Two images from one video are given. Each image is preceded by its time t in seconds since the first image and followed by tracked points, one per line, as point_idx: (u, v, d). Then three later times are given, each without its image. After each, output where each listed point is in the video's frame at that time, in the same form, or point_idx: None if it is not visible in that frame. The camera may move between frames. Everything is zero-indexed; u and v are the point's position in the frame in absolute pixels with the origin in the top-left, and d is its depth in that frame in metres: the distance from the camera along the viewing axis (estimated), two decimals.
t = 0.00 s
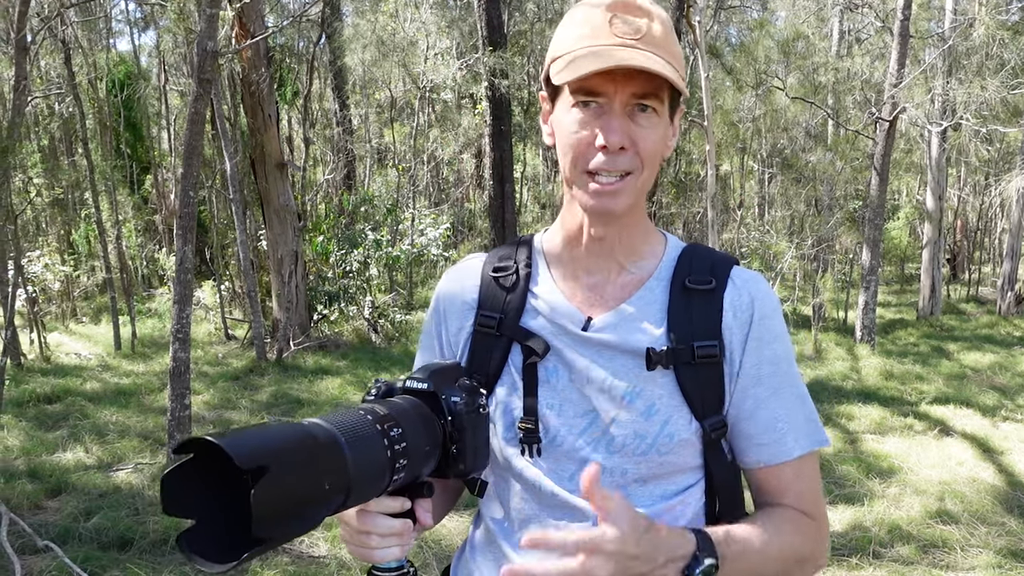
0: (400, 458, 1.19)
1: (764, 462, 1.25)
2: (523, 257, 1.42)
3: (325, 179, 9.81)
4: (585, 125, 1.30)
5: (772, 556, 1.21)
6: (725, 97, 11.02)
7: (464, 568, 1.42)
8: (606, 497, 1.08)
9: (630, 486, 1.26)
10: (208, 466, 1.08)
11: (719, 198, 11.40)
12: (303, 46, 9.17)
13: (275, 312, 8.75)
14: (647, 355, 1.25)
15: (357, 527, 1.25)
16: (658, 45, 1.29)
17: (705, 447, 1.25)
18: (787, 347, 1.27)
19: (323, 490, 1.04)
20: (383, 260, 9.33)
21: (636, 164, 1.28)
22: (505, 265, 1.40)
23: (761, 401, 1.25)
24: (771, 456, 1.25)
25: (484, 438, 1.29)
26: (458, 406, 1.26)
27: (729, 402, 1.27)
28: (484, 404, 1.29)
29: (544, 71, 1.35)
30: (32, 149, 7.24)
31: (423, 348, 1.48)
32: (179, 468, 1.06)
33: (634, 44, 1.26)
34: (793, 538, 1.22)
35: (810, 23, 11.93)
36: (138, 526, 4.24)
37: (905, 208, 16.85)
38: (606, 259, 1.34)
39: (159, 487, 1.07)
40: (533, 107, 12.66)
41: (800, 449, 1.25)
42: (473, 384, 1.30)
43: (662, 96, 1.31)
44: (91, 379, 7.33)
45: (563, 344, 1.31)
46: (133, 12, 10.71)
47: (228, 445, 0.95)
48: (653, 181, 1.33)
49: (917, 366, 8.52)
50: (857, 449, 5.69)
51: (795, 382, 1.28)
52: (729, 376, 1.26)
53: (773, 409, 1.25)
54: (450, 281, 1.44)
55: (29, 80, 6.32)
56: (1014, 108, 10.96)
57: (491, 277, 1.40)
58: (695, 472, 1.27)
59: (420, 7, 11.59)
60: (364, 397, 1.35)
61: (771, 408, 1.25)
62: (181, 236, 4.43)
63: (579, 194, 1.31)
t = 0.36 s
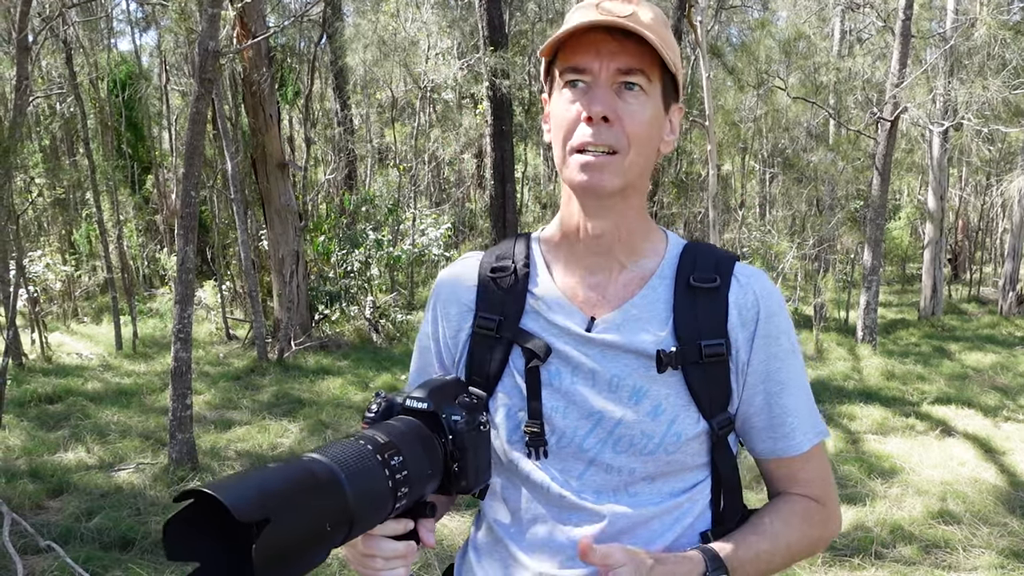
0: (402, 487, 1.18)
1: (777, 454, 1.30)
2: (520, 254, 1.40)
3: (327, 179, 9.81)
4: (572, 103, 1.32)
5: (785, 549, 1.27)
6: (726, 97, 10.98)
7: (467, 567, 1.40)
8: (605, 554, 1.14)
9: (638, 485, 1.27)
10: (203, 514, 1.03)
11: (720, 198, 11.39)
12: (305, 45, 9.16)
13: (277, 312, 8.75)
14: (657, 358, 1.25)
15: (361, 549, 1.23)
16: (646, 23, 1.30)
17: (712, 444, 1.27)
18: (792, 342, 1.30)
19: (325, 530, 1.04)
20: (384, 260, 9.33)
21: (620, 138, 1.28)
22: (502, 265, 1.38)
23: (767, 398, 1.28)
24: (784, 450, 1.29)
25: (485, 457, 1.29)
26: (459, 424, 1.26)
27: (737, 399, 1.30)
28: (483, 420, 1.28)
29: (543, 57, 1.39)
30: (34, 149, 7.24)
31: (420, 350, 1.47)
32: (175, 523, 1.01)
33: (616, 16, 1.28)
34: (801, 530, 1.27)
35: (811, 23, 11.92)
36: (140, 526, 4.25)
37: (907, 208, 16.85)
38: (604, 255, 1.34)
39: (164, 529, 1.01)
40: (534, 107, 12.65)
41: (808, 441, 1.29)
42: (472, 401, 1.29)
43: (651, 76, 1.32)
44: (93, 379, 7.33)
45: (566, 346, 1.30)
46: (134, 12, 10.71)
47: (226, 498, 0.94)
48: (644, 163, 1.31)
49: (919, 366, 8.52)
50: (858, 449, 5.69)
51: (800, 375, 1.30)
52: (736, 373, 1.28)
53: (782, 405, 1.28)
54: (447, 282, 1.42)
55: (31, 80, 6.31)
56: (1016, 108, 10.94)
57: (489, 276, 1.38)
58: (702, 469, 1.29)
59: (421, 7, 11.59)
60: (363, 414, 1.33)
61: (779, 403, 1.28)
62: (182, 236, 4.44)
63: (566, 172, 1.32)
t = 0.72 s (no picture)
0: (430, 473, 1.18)
1: (790, 446, 1.29)
2: (527, 253, 1.40)
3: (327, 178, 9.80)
4: (575, 101, 1.32)
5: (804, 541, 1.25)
6: (727, 96, 11.05)
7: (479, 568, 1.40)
8: (624, 538, 1.11)
9: (646, 477, 1.27)
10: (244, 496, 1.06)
11: (721, 198, 11.39)
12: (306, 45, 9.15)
13: (278, 312, 8.74)
14: (663, 352, 1.24)
15: (386, 538, 1.22)
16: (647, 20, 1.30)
17: (721, 437, 1.26)
18: (800, 333, 1.29)
19: (364, 516, 1.04)
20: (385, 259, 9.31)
21: (622, 133, 1.27)
22: (509, 262, 1.38)
23: (778, 389, 1.27)
24: (796, 442, 1.28)
25: (506, 444, 1.28)
26: (479, 412, 1.25)
27: (747, 390, 1.29)
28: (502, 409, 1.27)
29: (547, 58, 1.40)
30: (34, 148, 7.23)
31: (428, 344, 1.47)
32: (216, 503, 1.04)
33: (616, 13, 1.28)
34: (819, 519, 1.25)
35: (812, 23, 11.91)
36: (140, 526, 4.24)
37: (908, 207, 16.83)
38: (609, 251, 1.33)
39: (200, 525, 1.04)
40: (535, 107, 12.64)
41: (820, 432, 1.28)
42: (491, 389, 1.28)
43: (654, 74, 1.31)
44: (93, 379, 7.33)
45: (572, 340, 1.29)
46: (135, 12, 10.70)
47: (269, 482, 0.94)
48: (647, 161, 1.30)
49: (920, 366, 8.50)
50: (859, 449, 5.68)
51: (809, 367, 1.29)
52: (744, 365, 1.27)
53: (791, 397, 1.27)
54: (453, 281, 1.42)
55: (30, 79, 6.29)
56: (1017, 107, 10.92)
57: (495, 273, 1.38)
58: (711, 462, 1.28)
59: (422, 7, 11.58)
60: (380, 405, 1.31)
61: (787, 395, 1.27)
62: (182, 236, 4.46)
63: (569, 169, 1.31)
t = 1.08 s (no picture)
0: (489, 319, 1.02)
1: (815, 454, 1.27)
2: (560, 252, 1.40)
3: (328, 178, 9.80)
4: (606, 119, 1.28)
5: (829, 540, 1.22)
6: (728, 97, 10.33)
7: (500, 568, 1.38)
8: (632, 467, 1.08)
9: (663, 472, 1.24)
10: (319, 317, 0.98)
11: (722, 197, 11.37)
12: (306, 45, 9.14)
13: (278, 312, 8.74)
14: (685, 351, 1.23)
15: (437, 393, 1.06)
16: (676, 40, 1.26)
17: (741, 439, 1.24)
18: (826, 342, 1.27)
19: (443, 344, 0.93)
20: (386, 259, 9.32)
21: (655, 156, 1.25)
22: (543, 258, 1.40)
23: (804, 394, 1.26)
24: (821, 448, 1.26)
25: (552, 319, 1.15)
26: (525, 283, 1.13)
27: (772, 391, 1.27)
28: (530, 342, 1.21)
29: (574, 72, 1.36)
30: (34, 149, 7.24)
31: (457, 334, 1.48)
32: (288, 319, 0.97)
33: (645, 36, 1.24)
34: (843, 522, 1.22)
35: (813, 22, 11.90)
36: (140, 526, 4.24)
37: (909, 207, 16.82)
38: (638, 255, 1.32)
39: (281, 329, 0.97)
40: (536, 106, 12.64)
41: (847, 440, 1.26)
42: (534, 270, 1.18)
43: (685, 88, 1.27)
44: (93, 380, 7.33)
45: (599, 334, 1.29)
46: (136, 12, 10.71)
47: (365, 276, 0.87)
48: (680, 176, 1.28)
49: (921, 366, 8.49)
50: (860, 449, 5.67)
51: (834, 376, 1.27)
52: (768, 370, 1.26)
53: (818, 404, 1.26)
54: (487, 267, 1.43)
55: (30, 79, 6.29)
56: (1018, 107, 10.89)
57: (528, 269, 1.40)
58: (730, 462, 1.26)
59: (422, 7, 11.59)
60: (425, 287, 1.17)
61: (812, 400, 1.26)
62: (182, 237, 4.44)
63: (602, 187, 1.28)
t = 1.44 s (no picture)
0: (543, 297, 1.17)
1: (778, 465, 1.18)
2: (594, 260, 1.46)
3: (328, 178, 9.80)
4: (672, 114, 1.33)
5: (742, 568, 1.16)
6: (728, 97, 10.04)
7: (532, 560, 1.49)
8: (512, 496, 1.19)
9: (675, 477, 1.27)
10: (378, 289, 1.14)
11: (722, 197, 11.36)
12: (306, 45, 9.13)
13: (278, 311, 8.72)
14: (683, 351, 1.24)
15: (494, 374, 1.22)
16: (748, 50, 1.34)
17: (740, 444, 1.21)
18: (831, 354, 1.21)
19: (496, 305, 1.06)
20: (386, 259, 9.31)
21: (713, 157, 1.30)
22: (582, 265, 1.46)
23: (795, 412, 1.18)
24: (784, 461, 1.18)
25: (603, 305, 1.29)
26: (582, 271, 1.28)
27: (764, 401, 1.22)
28: (580, 333, 1.26)
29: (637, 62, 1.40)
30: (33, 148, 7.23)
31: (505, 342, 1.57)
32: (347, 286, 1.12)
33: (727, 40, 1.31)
34: (761, 553, 1.16)
35: (813, 22, 11.91)
36: (140, 526, 4.24)
37: (910, 207, 16.80)
38: (669, 253, 1.36)
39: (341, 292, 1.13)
40: (536, 106, 12.64)
41: (807, 457, 1.17)
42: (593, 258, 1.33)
43: (746, 98, 1.36)
44: (93, 380, 7.32)
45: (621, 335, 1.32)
46: (136, 11, 10.70)
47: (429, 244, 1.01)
48: (726, 180, 1.35)
49: (922, 365, 8.48)
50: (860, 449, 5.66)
51: (835, 390, 1.20)
52: (767, 380, 1.22)
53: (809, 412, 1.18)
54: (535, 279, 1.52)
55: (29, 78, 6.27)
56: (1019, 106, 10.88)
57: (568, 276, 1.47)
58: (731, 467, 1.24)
59: (423, 7, 11.59)
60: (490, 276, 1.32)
61: (795, 410, 1.18)
62: (182, 236, 4.42)
63: (657, 180, 1.33)
